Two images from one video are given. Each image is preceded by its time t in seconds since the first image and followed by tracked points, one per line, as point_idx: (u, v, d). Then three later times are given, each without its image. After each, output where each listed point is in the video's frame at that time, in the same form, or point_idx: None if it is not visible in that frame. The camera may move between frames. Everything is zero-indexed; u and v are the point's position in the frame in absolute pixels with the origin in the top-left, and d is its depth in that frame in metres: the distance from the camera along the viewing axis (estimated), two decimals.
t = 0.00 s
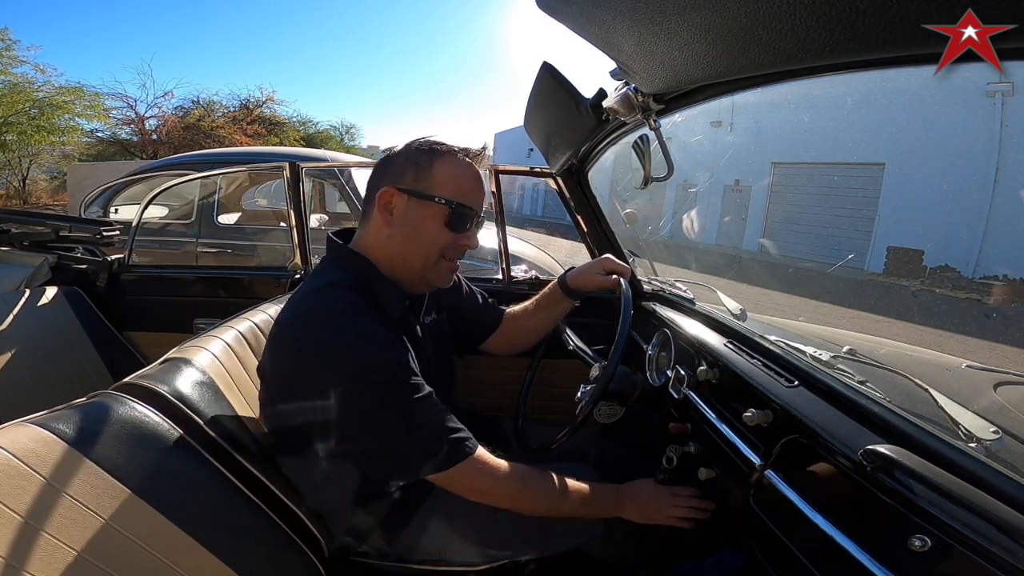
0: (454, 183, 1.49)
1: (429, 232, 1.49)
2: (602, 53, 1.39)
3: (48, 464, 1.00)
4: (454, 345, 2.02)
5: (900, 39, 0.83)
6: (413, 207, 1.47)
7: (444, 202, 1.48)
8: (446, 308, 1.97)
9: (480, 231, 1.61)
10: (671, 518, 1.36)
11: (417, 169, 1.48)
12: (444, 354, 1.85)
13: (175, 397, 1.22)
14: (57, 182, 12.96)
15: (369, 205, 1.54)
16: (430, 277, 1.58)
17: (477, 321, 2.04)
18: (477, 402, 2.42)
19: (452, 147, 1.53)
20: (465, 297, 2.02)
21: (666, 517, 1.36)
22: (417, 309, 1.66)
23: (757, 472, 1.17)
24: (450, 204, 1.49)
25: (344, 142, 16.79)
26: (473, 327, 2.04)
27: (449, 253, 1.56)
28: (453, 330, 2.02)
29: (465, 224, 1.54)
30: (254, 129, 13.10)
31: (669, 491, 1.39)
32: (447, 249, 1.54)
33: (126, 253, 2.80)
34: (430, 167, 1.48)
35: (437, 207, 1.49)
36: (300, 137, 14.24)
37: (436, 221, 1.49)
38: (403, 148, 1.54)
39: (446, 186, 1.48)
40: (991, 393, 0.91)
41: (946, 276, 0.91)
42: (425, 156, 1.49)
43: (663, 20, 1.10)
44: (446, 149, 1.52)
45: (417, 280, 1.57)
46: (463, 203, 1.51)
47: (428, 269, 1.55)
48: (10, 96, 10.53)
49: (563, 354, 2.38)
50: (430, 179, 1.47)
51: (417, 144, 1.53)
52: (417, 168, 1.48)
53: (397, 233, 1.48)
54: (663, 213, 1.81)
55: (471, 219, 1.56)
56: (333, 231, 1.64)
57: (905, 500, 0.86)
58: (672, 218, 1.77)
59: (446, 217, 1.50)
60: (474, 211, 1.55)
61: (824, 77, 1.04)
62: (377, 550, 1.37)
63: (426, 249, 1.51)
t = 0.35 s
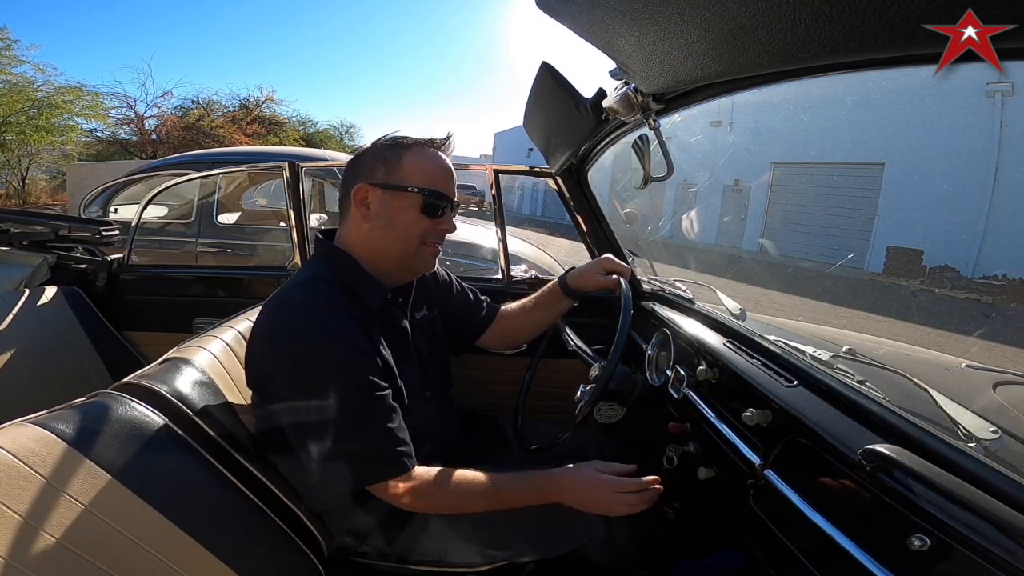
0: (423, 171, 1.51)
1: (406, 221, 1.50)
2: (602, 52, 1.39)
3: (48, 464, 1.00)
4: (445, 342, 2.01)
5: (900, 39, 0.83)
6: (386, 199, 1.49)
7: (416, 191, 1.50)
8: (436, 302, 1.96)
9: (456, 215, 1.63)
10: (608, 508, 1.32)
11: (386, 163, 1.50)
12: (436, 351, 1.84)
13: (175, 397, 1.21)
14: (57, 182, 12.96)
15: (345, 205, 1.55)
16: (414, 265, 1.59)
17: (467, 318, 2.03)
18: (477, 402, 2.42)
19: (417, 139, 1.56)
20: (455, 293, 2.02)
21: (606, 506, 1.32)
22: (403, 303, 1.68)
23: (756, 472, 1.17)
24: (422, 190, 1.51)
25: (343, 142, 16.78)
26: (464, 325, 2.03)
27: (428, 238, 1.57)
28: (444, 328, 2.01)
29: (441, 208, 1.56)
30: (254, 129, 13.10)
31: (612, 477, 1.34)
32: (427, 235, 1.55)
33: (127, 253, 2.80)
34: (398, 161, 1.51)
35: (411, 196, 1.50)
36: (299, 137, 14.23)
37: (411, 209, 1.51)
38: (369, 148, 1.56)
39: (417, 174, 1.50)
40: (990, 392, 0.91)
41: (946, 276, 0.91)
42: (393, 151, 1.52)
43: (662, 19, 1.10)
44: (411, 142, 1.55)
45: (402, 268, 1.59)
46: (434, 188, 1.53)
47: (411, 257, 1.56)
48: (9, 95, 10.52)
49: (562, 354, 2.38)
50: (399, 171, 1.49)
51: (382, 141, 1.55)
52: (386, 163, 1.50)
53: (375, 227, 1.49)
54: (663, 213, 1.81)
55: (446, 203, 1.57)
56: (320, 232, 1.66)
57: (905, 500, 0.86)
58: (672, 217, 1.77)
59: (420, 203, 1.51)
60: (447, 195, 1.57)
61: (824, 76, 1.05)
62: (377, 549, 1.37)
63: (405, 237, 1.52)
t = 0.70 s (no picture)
0: (414, 168, 1.52)
1: (401, 218, 1.51)
2: (601, 52, 1.38)
3: (48, 464, 1.00)
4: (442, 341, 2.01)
5: (900, 39, 0.83)
6: (380, 197, 1.49)
7: (410, 188, 1.51)
8: (432, 300, 1.96)
9: (448, 210, 1.64)
10: (602, 392, 1.27)
11: (377, 162, 1.50)
12: (432, 349, 1.83)
13: (175, 397, 1.21)
14: (56, 182, 12.95)
15: (337, 205, 1.55)
16: (410, 261, 1.60)
17: (463, 317, 2.02)
18: (477, 402, 2.43)
19: (405, 137, 1.56)
20: (451, 292, 2.02)
21: (601, 393, 1.27)
22: (398, 300, 1.67)
23: (756, 472, 1.17)
24: (415, 187, 1.51)
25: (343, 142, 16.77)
26: (460, 324, 2.02)
27: (423, 234, 1.58)
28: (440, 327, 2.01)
29: (434, 204, 1.57)
30: (254, 129, 13.09)
31: (588, 363, 1.30)
32: (422, 230, 1.56)
33: (127, 252, 2.80)
34: (390, 160, 1.51)
35: (404, 193, 1.51)
36: (299, 137, 14.21)
37: (405, 205, 1.51)
38: (356, 148, 1.56)
39: (408, 171, 1.51)
40: (990, 392, 0.91)
41: (946, 276, 0.91)
42: (382, 150, 1.52)
43: (662, 19, 1.10)
44: (400, 141, 1.55)
45: (398, 265, 1.59)
46: (426, 184, 1.54)
47: (408, 253, 1.57)
48: (9, 94, 10.49)
49: (562, 354, 2.39)
50: (391, 169, 1.49)
51: (370, 140, 1.55)
52: (377, 162, 1.50)
53: (370, 225, 1.50)
54: (663, 213, 1.81)
55: (438, 198, 1.58)
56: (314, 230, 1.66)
57: (905, 500, 0.86)
58: (672, 217, 1.76)
59: (414, 200, 1.52)
60: (439, 190, 1.58)
61: (824, 76, 1.05)
62: (377, 549, 1.37)
63: (401, 234, 1.52)
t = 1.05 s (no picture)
0: (412, 168, 1.52)
1: (398, 219, 1.51)
2: (602, 52, 1.38)
3: (48, 464, 1.00)
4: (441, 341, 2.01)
5: (900, 39, 0.83)
6: (377, 197, 1.49)
7: (407, 188, 1.51)
8: (431, 300, 1.96)
9: (445, 210, 1.63)
10: (603, 395, 1.27)
11: (374, 163, 1.50)
12: (431, 349, 1.83)
13: (175, 397, 1.21)
14: (57, 182, 12.96)
15: (335, 205, 1.55)
16: (408, 261, 1.60)
17: (461, 317, 2.02)
18: (478, 402, 2.43)
19: (403, 137, 1.56)
20: (450, 292, 2.02)
21: (601, 395, 1.27)
22: (395, 299, 1.67)
23: (756, 472, 1.17)
24: (412, 187, 1.51)
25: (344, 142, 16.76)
26: (459, 324, 2.02)
27: (421, 234, 1.58)
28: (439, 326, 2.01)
29: (432, 204, 1.57)
30: (254, 129, 13.09)
31: (587, 366, 1.30)
32: (420, 230, 1.56)
33: (127, 252, 2.79)
34: (387, 160, 1.51)
35: (402, 194, 1.51)
36: (300, 137, 14.20)
37: (403, 206, 1.51)
38: (353, 148, 1.56)
39: (406, 172, 1.51)
40: (990, 392, 0.92)
41: (946, 276, 0.91)
42: (379, 150, 1.52)
43: (662, 19, 1.10)
44: (398, 141, 1.55)
45: (396, 265, 1.59)
46: (424, 185, 1.54)
47: (406, 253, 1.57)
48: (10, 94, 10.49)
49: (562, 354, 2.39)
50: (388, 170, 1.49)
51: (367, 140, 1.55)
52: (374, 163, 1.50)
53: (368, 226, 1.50)
54: (663, 213, 1.81)
55: (435, 199, 1.58)
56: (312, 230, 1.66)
57: (905, 500, 0.86)
58: (672, 218, 1.77)
59: (411, 200, 1.52)
60: (437, 191, 1.58)
61: (824, 76, 1.05)
62: (377, 549, 1.37)
63: (399, 234, 1.53)
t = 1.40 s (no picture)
0: (411, 169, 1.52)
1: (398, 219, 1.51)
2: (602, 52, 1.38)
3: (48, 464, 1.00)
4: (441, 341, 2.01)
5: (900, 39, 0.83)
6: (376, 198, 1.49)
7: (407, 189, 1.51)
8: (431, 300, 1.96)
9: (444, 210, 1.63)
10: (602, 396, 1.27)
11: (373, 163, 1.50)
12: (431, 349, 1.83)
13: (175, 397, 1.21)
14: (57, 182, 12.98)
15: (335, 206, 1.55)
16: (407, 261, 1.60)
17: (462, 317, 2.02)
18: (478, 403, 2.42)
19: (402, 138, 1.56)
20: (450, 292, 2.02)
21: (601, 397, 1.27)
22: (395, 300, 1.67)
23: (756, 472, 1.17)
24: (411, 187, 1.51)
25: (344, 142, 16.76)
26: (459, 324, 2.03)
27: (420, 234, 1.58)
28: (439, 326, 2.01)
29: (431, 204, 1.56)
30: (254, 129, 13.08)
31: (587, 367, 1.29)
32: (419, 231, 1.56)
33: (127, 253, 2.79)
34: (386, 160, 1.51)
35: (401, 195, 1.51)
36: (300, 137, 14.19)
37: (403, 206, 1.51)
38: (352, 148, 1.56)
39: (404, 172, 1.51)
40: (990, 392, 0.92)
41: (946, 276, 0.91)
42: (377, 151, 1.52)
43: (662, 19, 1.10)
44: (397, 141, 1.55)
45: (396, 265, 1.59)
46: (423, 185, 1.53)
47: (405, 253, 1.57)
48: (10, 94, 10.48)
49: (562, 354, 2.39)
50: (387, 171, 1.49)
51: (367, 140, 1.55)
52: (374, 163, 1.50)
53: (368, 226, 1.50)
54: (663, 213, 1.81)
55: (435, 199, 1.58)
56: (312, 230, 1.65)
57: (905, 500, 0.86)
58: (672, 218, 1.76)
59: (410, 200, 1.52)
60: (436, 191, 1.58)
61: (824, 77, 1.05)
62: (377, 549, 1.37)
63: (398, 235, 1.52)
